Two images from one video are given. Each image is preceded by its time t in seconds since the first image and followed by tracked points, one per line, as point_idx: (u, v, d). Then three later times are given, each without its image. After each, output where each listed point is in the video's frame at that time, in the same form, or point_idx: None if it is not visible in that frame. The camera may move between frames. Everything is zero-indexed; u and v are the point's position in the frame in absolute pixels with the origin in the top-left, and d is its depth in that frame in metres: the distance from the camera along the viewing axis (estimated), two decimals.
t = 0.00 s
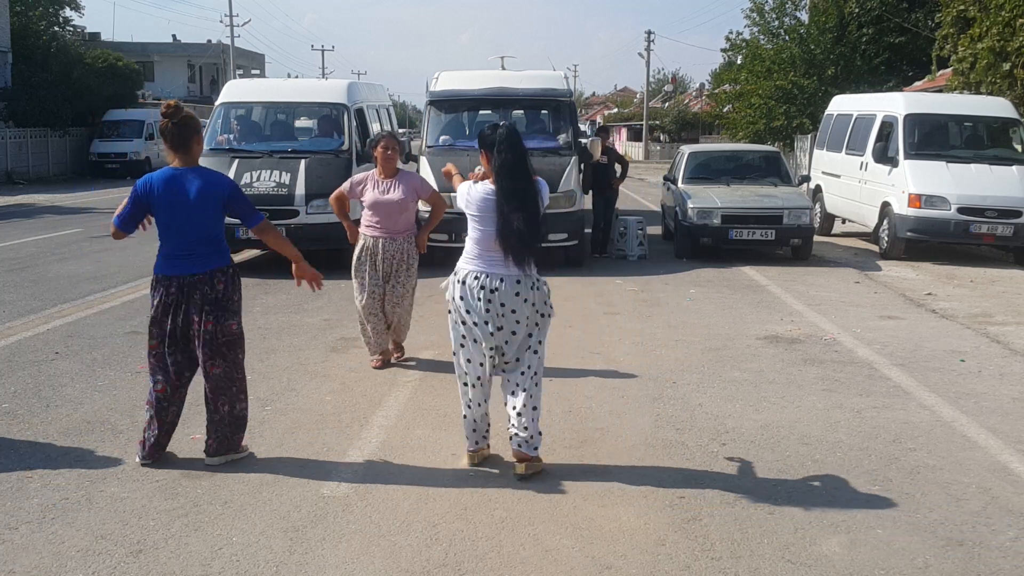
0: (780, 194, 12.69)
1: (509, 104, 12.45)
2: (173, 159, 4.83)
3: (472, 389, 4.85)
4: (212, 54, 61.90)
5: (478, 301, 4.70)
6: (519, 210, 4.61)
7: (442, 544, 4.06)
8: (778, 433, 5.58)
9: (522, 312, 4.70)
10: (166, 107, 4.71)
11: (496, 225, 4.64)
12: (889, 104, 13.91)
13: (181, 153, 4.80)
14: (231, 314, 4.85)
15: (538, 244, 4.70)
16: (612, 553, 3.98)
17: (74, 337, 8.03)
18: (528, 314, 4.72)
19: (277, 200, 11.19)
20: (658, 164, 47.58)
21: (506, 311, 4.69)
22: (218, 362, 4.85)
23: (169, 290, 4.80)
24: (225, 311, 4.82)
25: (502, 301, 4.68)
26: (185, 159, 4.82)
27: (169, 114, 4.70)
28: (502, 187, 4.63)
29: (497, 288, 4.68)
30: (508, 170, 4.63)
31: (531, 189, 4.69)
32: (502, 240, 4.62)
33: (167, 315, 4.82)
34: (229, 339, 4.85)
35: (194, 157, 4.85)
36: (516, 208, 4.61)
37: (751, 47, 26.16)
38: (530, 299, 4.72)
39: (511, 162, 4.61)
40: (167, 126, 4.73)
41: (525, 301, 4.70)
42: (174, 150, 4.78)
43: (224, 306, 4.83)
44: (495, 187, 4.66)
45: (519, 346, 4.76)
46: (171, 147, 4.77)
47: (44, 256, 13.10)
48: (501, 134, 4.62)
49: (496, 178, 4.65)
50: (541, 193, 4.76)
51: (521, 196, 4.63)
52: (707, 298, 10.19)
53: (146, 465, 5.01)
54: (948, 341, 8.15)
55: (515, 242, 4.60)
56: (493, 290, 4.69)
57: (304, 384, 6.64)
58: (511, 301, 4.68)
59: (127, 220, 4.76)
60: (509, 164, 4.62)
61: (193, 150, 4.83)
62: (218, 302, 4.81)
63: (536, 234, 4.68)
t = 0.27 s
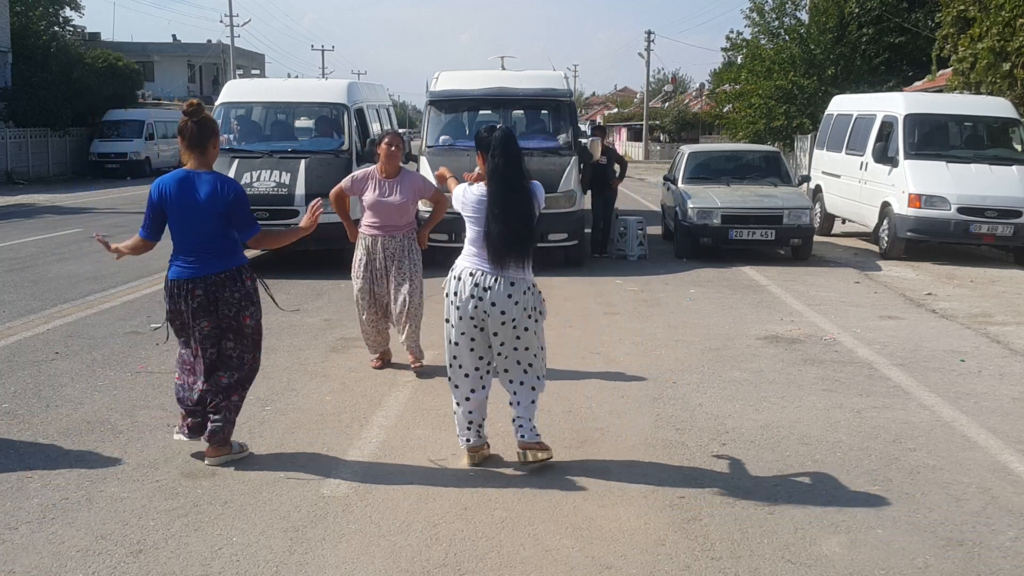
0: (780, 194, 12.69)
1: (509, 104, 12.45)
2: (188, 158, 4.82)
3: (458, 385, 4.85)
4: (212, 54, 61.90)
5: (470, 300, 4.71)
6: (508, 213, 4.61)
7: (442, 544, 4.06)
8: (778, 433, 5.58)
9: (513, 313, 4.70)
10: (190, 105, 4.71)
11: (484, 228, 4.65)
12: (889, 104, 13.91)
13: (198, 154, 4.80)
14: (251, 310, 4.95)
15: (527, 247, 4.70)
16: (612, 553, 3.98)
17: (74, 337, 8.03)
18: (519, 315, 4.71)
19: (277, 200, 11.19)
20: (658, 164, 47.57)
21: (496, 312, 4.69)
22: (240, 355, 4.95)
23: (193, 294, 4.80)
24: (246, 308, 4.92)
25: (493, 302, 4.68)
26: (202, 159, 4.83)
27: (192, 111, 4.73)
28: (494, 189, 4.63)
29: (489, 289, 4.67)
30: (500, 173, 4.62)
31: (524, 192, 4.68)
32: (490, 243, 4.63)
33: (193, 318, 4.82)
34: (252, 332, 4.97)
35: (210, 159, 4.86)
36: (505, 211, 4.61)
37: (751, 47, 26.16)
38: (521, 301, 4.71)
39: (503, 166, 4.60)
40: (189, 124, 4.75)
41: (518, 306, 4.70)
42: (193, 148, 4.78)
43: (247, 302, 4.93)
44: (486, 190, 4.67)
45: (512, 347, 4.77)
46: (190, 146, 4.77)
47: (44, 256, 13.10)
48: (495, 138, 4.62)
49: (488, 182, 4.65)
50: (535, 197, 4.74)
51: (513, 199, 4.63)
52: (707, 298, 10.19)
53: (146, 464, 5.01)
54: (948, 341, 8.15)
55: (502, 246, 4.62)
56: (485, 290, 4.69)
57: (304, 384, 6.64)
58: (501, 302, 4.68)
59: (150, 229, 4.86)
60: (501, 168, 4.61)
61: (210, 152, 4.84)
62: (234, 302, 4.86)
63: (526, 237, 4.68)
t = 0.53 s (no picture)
0: (780, 194, 12.69)
1: (509, 104, 12.46)
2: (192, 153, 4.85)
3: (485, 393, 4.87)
4: (212, 54, 61.92)
5: (497, 299, 4.68)
6: (511, 209, 4.62)
7: (442, 544, 4.06)
8: (778, 433, 5.58)
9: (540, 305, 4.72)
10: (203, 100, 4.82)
11: (487, 223, 4.66)
12: (889, 104, 13.91)
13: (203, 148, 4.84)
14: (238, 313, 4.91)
15: (529, 245, 4.70)
16: (612, 553, 3.98)
17: (74, 337, 8.03)
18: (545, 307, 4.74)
19: (277, 200, 11.19)
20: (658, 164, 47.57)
21: (526, 306, 4.69)
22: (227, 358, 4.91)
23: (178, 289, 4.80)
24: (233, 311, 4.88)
25: (520, 297, 4.69)
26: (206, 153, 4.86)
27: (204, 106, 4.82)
28: (496, 187, 4.63)
29: (514, 287, 4.69)
30: (501, 169, 4.62)
31: (525, 189, 4.68)
32: (494, 239, 4.64)
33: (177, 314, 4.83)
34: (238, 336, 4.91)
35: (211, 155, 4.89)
36: (508, 206, 4.62)
37: (751, 47, 26.17)
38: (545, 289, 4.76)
39: (504, 161, 4.60)
40: (196, 118, 4.79)
41: (540, 311, 4.72)
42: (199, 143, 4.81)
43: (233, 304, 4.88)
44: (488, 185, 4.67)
45: (538, 340, 4.77)
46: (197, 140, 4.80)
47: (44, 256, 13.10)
48: (496, 133, 4.61)
49: (489, 177, 4.65)
50: (537, 191, 4.75)
51: (514, 197, 4.63)
52: (707, 298, 10.19)
53: (147, 464, 5.01)
54: (948, 341, 8.15)
55: (503, 243, 4.62)
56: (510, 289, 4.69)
57: (305, 384, 6.64)
58: (529, 295, 4.69)
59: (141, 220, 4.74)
60: (502, 164, 4.61)
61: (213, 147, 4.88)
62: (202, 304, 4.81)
63: (527, 234, 4.68)
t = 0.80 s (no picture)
0: (780, 194, 12.69)
1: (510, 104, 12.46)
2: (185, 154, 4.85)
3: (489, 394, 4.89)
4: (212, 54, 61.92)
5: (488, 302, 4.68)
6: (514, 209, 4.62)
7: (442, 544, 4.06)
8: (778, 433, 5.58)
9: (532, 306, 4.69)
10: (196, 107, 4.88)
11: (491, 225, 4.66)
12: (889, 104, 13.91)
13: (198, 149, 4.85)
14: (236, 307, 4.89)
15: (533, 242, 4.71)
16: (612, 553, 3.98)
17: (74, 337, 8.03)
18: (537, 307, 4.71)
19: (277, 200, 11.17)
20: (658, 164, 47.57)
21: (518, 308, 4.67)
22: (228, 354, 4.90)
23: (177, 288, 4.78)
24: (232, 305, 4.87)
25: (511, 300, 4.66)
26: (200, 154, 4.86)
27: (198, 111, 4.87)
28: (495, 187, 4.63)
29: (504, 289, 4.66)
30: (501, 169, 4.61)
31: (525, 187, 4.67)
32: (499, 240, 4.64)
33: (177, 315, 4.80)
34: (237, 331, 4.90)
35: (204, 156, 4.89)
36: (510, 206, 4.62)
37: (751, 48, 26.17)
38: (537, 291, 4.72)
39: (503, 162, 4.59)
40: (190, 124, 4.80)
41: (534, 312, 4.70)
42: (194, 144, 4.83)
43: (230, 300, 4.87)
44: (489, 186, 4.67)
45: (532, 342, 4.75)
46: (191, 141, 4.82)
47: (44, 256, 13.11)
48: (493, 133, 4.59)
49: (489, 178, 4.64)
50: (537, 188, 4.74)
51: (514, 196, 4.63)
52: (707, 298, 10.19)
53: (147, 465, 5.01)
54: (948, 341, 8.15)
55: (507, 243, 4.63)
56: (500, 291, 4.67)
57: (305, 384, 6.64)
58: (519, 297, 4.67)
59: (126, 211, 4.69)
60: (501, 164, 4.60)
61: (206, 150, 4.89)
62: (183, 306, 4.77)
63: (531, 232, 4.69)
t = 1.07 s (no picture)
0: (780, 194, 12.69)
1: (509, 104, 12.46)
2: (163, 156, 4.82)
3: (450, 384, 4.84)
4: (212, 54, 61.94)
5: (446, 302, 4.69)
6: (501, 216, 4.60)
7: (442, 544, 4.06)
8: (778, 432, 5.58)
9: (493, 318, 4.66)
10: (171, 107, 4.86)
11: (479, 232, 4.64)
12: (889, 104, 13.91)
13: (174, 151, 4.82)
14: (203, 321, 4.81)
15: (528, 248, 4.69)
16: (612, 553, 3.98)
17: (74, 338, 8.03)
18: (499, 318, 4.68)
19: (277, 200, 11.18)
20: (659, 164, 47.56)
21: (474, 314, 4.65)
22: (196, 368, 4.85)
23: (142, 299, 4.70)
24: (199, 318, 4.78)
25: (470, 305, 4.65)
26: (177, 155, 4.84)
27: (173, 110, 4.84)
28: (484, 196, 4.62)
29: (465, 291, 4.66)
30: (487, 177, 4.60)
31: (514, 193, 4.67)
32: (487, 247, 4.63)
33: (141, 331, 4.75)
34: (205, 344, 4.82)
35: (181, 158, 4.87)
36: (497, 214, 4.60)
37: (751, 47, 26.16)
38: (502, 305, 4.68)
39: (489, 170, 4.58)
40: (165, 125, 4.76)
41: (496, 308, 4.66)
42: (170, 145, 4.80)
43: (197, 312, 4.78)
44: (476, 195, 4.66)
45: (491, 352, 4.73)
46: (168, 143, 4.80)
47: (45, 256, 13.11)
48: (478, 142, 4.59)
49: (476, 187, 4.64)
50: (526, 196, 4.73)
51: (505, 203, 4.62)
52: (707, 298, 10.19)
53: (147, 464, 5.01)
54: (948, 341, 8.14)
55: (502, 251, 4.61)
56: (462, 293, 4.67)
57: (304, 384, 6.64)
58: (478, 305, 4.65)
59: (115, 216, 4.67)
60: (487, 172, 4.59)
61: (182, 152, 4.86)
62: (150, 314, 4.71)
63: (521, 239, 4.65)
